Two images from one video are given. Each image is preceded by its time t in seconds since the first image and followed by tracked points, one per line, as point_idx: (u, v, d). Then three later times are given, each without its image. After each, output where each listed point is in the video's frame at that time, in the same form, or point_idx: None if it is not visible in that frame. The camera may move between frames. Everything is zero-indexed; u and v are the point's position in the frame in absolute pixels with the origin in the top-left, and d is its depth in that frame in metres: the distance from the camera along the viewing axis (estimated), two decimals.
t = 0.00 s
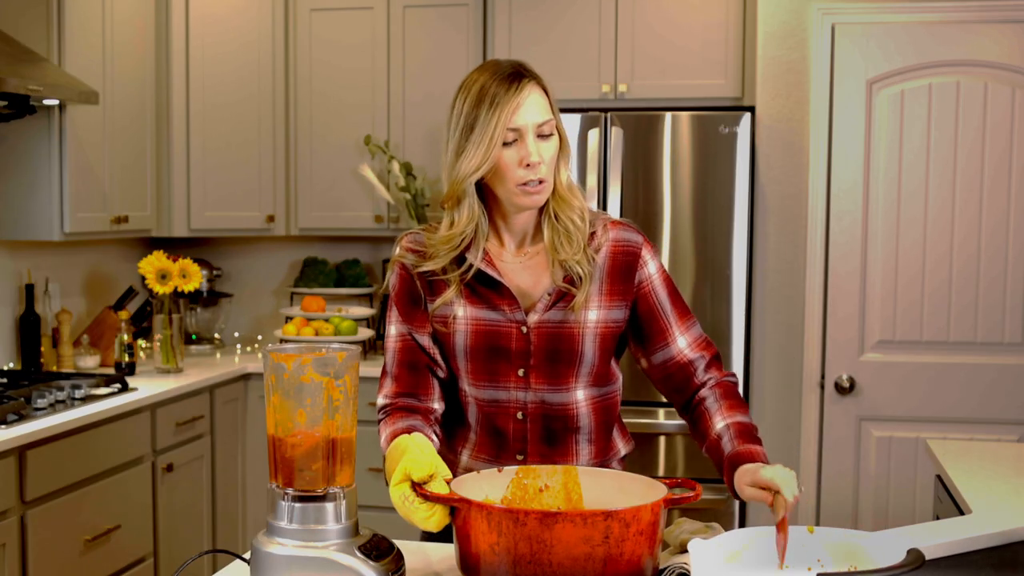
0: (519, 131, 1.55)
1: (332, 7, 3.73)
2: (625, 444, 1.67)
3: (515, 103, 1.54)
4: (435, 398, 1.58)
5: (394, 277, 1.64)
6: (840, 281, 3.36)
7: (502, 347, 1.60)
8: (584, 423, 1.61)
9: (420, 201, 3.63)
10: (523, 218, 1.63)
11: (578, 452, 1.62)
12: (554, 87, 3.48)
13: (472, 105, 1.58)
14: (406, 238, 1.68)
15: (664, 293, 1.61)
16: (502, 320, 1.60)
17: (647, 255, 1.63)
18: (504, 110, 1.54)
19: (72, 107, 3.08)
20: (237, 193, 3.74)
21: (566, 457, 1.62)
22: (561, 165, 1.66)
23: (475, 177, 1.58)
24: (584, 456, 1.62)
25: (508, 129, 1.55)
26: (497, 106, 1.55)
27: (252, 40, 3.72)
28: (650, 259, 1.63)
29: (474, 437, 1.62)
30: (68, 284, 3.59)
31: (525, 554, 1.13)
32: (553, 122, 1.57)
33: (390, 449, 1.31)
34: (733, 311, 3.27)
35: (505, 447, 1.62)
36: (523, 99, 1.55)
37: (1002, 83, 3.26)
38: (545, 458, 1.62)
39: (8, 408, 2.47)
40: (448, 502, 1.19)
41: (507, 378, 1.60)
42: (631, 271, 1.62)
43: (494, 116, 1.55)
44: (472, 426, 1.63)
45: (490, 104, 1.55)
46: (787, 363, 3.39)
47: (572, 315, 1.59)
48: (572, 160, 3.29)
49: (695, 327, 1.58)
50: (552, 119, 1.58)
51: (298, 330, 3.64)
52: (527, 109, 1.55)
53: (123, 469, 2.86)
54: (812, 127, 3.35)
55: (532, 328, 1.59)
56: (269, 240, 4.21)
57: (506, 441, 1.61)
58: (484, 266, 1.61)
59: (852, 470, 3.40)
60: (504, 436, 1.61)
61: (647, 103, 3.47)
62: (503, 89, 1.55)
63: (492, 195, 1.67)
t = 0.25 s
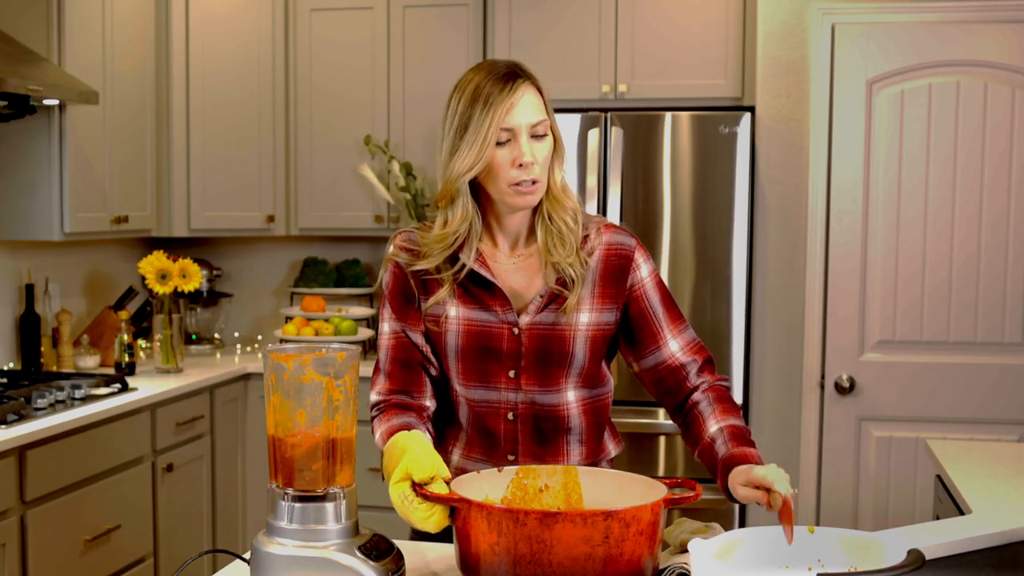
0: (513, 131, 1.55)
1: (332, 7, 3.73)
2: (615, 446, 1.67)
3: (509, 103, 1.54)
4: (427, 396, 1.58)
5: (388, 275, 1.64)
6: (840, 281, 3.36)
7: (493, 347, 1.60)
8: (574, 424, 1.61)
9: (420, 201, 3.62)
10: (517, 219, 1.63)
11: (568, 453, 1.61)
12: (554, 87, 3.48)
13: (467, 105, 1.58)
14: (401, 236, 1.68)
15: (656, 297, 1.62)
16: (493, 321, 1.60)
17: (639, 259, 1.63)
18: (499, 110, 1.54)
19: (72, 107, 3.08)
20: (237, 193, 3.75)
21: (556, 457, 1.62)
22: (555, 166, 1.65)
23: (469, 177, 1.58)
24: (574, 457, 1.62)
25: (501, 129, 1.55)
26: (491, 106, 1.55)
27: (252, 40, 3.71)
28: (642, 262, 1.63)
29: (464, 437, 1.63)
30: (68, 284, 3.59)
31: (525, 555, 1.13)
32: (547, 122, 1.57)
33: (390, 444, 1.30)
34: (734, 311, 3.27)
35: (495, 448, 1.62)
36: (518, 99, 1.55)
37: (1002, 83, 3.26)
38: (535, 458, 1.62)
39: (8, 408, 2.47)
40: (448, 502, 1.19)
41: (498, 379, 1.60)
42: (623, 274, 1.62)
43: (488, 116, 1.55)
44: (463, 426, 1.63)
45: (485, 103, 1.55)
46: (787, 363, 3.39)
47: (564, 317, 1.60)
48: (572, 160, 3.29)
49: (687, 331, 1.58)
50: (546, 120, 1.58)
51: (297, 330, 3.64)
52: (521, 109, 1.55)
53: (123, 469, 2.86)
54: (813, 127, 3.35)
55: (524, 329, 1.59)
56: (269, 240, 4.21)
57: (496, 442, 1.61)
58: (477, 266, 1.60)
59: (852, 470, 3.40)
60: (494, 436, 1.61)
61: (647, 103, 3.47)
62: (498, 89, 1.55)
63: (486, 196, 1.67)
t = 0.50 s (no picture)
0: (495, 134, 1.55)
1: (332, 7, 3.73)
2: (607, 446, 1.69)
3: (491, 105, 1.55)
4: (423, 394, 1.58)
5: (379, 277, 1.63)
6: (840, 281, 3.36)
7: (485, 348, 1.60)
8: (567, 424, 1.62)
9: (420, 201, 3.62)
10: (505, 220, 1.63)
11: (561, 452, 1.63)
12: (555, 87, 3.48)
13: (451, 106, 1.58)
14: (390, 238, 1.67)
15: (650, 292, 1.63)
16: (485, 321, 1.60)
17: (630, 256, 1.64)
18: (481, 112, 1.54)
19: (72, 107, 3.08)
20: (237, 192, 3.75)
21: (549, 457, 1.63)
22: (542, 169, 1.64)
23: (453, 180, 1.58)
24: (568, 456, 1.63)
25: (483, 132, 1.55)
26: (473, 108, 1.55)
27: (252, 40, 3.72)
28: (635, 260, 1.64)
29: (458, 438, 1.63)
30: (68, 284, 3.59)
31: (525, 554, 1.13)
32: (530, 124, 1.57)
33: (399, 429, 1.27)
34: (733, 311, 3.27)
35: (489, 448, 1.63)
36: (500, 101, 1.55)
37: (1002, 83, 3.26)
38: (528, 458, 1.63)
39: (9, 408, 2.47)
40: (449, 502, 1.19)
41: (491, 379, 1.61)
42: (615, 271, 1.63)
43: (470, 118, 1.55)
44: (456, 426, 1.63)
45: (467, 105, 1.55)
46: (787, 363, 3.39)
47: (557, 317, 1.60)
48: (572, 160, 3.29)
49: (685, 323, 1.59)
50: (530, 121, 1.58)
51: (297, 330, 3.64)
52: (503, 112, 1.55)
53: (123, 469, 2.86)
54: (813, 127, 3.35)
55: (516, 329, 1.60)
56: (269, 240, 4.21)
57: (491, 441, 1.62)
58: (468, 268, 1.61)
59: (852, 470, 3.40)
60: (488, 436, 1.62)
61: (647, 103, 3.47)
62: (481, 91, 1.55)
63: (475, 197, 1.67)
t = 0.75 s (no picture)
0: (462, 138, 1.56)
1: (332, 7, 3.73)
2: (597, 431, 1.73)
3: (459, 110, 1.56)
4: (412, 398, 1.59)
5: (357, 286, 1.63)
6: (840, 281, 3.36)
7: (471, 344, 1.63)
8: (557, 412, 1.67)
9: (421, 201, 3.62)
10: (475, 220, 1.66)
11: (555, 443, 1.67)
12: (555, 87, 3.48)
13: (420, 109, 1.59)
14: (366, 246, 1.67)
15: (626, 262, 1.65)
16: (468, 318, 1.63)
17: (598, 233, 1.67)
18: (449, 117, 1.56)
19: (72, 107, 3.08)
20: (237, 193, 3.75)
21: (543, 449, 1.67)
22: (511, 173, 1.64)
23: (422, 184, 1.59)
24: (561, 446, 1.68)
25: (451, 136, 1.56)
26: (441, 112, 1.56)
27: (252, 40, 3.72)
28: (604, 236, 1.67)
29: (452, 438, 1.65)
30: (68, 284, 3.59)
31: (525, 555, 1.13)
32: (498, 129, 1.58)
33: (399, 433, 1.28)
34: (733, 311, 3.27)
35: (483, 444, 1.65)
36: (468, 106, 1.56)
37: (1002, 83, 3.26)
38: (523, 451, 1.66)
39: (8, 408, 2.47)
40: (448, 502, 1.19)
41: (480, 375, 1.64)
42: (588, 252, 1.66)
43: (438, 123, 1.56)
44: (448, 427, 1.65)
45: (435, 109, 1.56)
46: (787, 362, 3.39)
47: (537, 307, 1.64)
48: (572, 160, 3.29)
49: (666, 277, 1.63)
50: (497, 127, 1.59)
51: (297, 330, 3.64)
52: (471, 116, 1.56)
53: (123, 469, 2.86)
54: (812, 127, 3.35)
55: (498, 322, 1.63)
56: (269, 240, 4.21)
57: (485, 438, 1.65)
58: (441, 268, 1.63)
59: (852, 469, 3.40)
60: (481, 433, 1.64)
61: (647, 103, 3.47)
62: (450, 95, 1.56)
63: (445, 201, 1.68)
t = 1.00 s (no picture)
0: (430, 142, 1.55)
1: (332, 7, 3.72)
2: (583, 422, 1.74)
3: (427, 115, 1.54)
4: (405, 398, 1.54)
5: (338, 297, 1.66)
6: (840, 281, 3.36)
7: (445, 348, 1.64)
8: (538, 409, 1.68)
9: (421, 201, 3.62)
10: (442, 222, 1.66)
11: (537, 439, 1.68)
12: (556, 87, 3.48)
13: (386, 114, 1.57)
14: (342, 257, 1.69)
15: (587, 252, 1.62)
16: (439, 322, 1.64)
17: (561, 226, 1.66)
18: (416, 122, 1.54)
19: (72, 107, 3.08)
20: (237, 192, 3.75)
21: (527, 446, 1.68)
22: (476, 176, 1.64)
23: (391, 189, 1.58)
24: (545, 442, 1.68)
25: (419, 140, 1.55)
26: (408, 118, 1.54)
27: (252, 40, 3.72)
28: (569, 226, 1.65)
29: (437, 441, 1.68)
30: (68, 284, 3.59)
31: (525, 555, 1.13)
32: (464, 131, 1.57)
33: (396, 436, 1.29)
34: (734, 311, 3.27)
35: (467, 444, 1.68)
36: (435, 110, 1.55)
37: (1002, 83, 3.26)
38: (506, 449, 1.68)
39: (9, 408, 2.47)
40: (448, 502, 1.19)
41: (456, 378, 1.65)
42: (551, 248, 1.66)
43: (405, 128, 1.54)
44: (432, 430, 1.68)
45: (402, 114, 1.55)
46: (787, 363, 3.39)
47: (505, 307, 1.64)
48: (572, 160, 3.29)
49: (625, 268, 1.59)
50: (463, 129, 1.58)
51: (297, 330, 3.64)
52: (438, 120, 1.55)
53: (123, 469, 2.86)
54: (813, 127, 3.35)
55: (470, 325, 1.64)
56: (269, 240, 4.21)
57: (467, 438, 1.67)
58: (409, 271, 1.64)
59: (852, 470, 3.40)
60: (463, 434, 1.67)
61: (647, 103, 3.47)
62: (416, 100, 1.54)
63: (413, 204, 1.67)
